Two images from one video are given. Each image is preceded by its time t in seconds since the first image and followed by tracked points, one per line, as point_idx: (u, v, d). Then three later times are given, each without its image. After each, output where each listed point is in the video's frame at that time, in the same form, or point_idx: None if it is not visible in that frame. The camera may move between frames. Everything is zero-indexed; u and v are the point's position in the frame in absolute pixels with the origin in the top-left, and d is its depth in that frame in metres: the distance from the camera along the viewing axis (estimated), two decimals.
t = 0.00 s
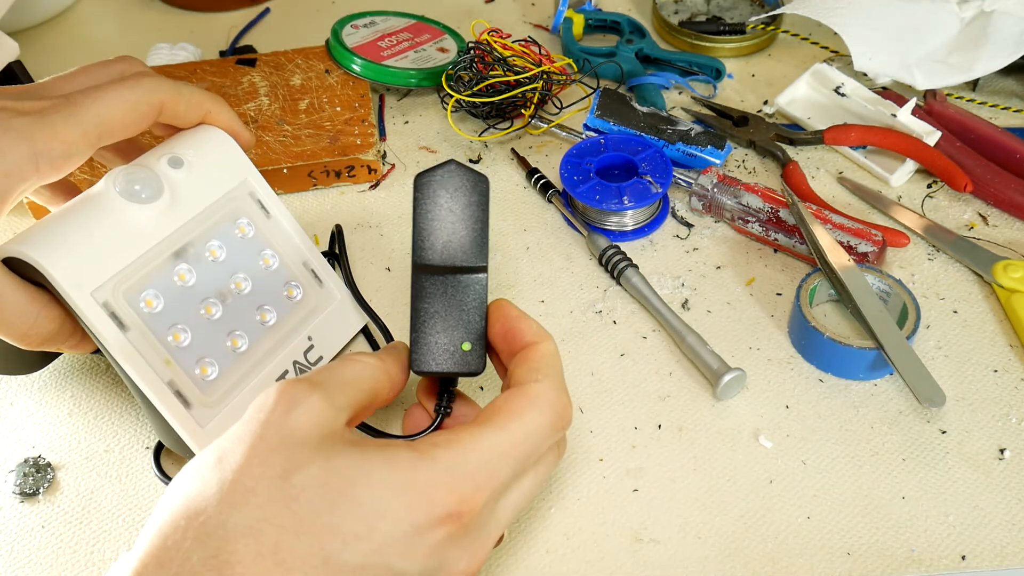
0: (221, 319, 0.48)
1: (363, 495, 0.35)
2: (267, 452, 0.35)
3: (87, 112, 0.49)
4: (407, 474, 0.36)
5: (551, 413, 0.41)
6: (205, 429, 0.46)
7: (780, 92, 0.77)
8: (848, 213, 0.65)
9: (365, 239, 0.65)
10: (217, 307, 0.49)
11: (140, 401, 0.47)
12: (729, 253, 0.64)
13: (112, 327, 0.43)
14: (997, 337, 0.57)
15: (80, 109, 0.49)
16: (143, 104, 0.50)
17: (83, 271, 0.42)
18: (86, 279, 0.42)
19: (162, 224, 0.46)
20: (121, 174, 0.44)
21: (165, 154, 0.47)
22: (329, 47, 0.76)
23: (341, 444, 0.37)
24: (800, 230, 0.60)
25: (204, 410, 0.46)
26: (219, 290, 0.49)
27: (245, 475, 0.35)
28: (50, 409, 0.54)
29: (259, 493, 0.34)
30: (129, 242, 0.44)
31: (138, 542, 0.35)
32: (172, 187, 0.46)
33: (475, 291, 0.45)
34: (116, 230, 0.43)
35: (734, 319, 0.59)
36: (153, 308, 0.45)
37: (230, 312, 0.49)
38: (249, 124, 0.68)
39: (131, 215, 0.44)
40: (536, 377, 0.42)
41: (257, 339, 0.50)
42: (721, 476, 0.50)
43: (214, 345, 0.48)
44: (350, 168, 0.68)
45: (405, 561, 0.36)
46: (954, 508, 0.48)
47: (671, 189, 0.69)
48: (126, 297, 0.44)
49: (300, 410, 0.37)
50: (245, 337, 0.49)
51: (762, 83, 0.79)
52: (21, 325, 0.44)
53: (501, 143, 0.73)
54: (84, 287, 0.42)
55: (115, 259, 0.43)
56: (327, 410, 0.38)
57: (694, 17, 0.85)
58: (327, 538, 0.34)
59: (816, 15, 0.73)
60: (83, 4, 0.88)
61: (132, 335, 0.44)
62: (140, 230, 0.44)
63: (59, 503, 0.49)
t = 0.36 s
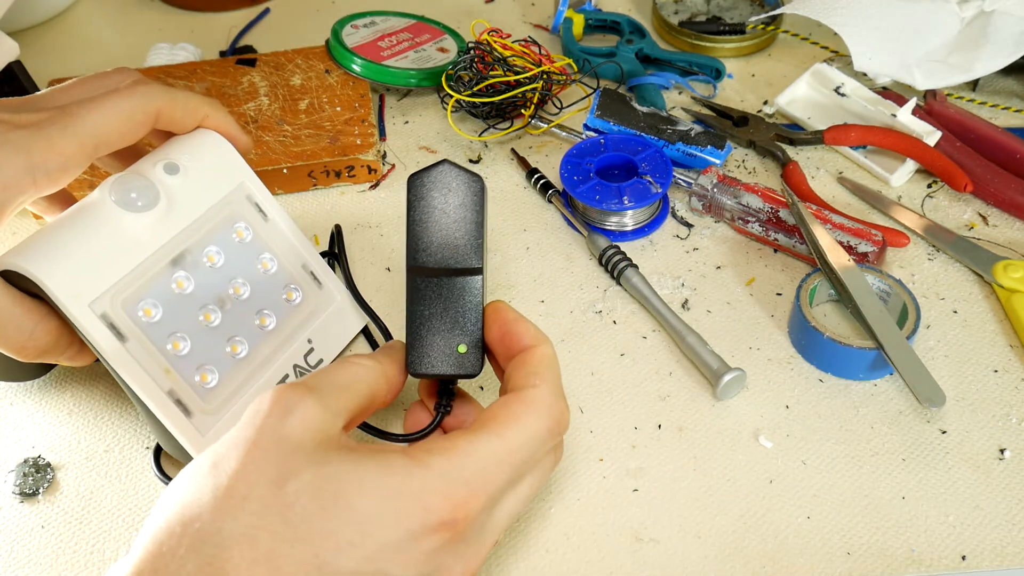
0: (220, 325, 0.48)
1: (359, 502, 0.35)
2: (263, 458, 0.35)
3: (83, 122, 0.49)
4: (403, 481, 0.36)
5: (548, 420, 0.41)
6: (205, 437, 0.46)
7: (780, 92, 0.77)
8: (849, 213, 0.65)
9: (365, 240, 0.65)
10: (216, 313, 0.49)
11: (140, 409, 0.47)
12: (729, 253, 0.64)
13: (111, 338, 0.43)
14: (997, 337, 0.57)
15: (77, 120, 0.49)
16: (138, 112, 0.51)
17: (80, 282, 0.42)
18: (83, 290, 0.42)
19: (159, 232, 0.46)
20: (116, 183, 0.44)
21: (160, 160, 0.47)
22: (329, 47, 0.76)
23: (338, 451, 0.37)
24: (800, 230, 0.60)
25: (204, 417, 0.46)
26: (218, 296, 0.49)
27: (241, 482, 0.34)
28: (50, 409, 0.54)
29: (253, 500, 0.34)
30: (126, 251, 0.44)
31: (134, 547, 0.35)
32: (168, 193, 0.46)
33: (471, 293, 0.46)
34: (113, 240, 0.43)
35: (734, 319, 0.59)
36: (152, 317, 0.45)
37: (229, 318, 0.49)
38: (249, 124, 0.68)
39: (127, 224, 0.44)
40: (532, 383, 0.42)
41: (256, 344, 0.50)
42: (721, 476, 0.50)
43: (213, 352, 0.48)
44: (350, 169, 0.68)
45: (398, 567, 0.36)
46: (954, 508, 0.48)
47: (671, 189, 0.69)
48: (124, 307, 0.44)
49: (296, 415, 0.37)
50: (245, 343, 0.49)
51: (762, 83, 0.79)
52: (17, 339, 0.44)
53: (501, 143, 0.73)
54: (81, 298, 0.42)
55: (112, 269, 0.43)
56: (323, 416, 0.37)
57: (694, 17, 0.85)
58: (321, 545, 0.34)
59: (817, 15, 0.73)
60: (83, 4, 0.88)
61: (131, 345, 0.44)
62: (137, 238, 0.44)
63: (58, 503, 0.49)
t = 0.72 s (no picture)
0: (218, 330, 0.48)
1: (354, 483, 0.35)
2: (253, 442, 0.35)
3: (78, 131, 0.49)
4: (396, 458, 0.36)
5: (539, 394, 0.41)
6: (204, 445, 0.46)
7: (780, 92, 0.77)
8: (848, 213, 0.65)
9: (365, 239, 0.65)
10: (214, 319, 0.48)
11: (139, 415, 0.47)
12: (729, 253, 0.64)
13: (109, 346, 0.43)
14: (997, 337, 0.57)
15: (71, 129, 0.49)
16: (134, 117, 0.50)
17: (76, 291, 0.42)
18: (79, 300, 0.42)
19: (155, 239, 0.46)
20: (111, 192, 0.44)
21: (154, 165, 0.47)
22: (329, 47, 0.76)
23: (329, 432, 0.37)
24: (801, 230, 0.60)
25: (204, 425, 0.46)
26: (215, 302, 0.49)
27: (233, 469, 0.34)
28: (50, 410, 0.54)
29: (247, 487, 0.34)
30: (122, 259, 0.44)
31: (127, 536, 0.35)
32: (163, 199, 0.46)
33: (460, 265, 0.45)
34: (107, 248, 0.43)
35: (734, 319, 0.59)
36: (149, 324, 0.45)
37: (227, 323, 0.49)
38: (249, 124, 0.68)
39: (123, 232, 0.44)
40: (521, 357, 0.42)
41: (255, 349, 0.50)
42: (721, 476, 0.50)
43: (212, 357, 0.48)
44: (350, 168, 0.68)
45: (398, 551, 0.36)
46: (954, 508, 0.48)
47: (671, 189, 0.69)
48: (121, 315, 0.44)
49: (286, 397, 0.36)
50: (243, 348, 0.49)
51: (762, 83, 0.79)
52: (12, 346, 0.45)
53: (501, 143, 0.73)
54: (78, 308, 0.42)
55: (108, 277, 0.43)
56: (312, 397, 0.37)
57: (695, 17, 0.85)
58: (317, 529, 0.34)
59: (817, 15, 0.73)
60: (83, 4, 0.88)
61: (128, 354, 0.44)
62: (133, 246, 0.44)
63: (58, 503, 0.49)
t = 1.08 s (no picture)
0: (250, 139, 0.54)
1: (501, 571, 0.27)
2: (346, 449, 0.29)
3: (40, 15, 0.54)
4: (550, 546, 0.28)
5: (749, 546, 0.31)
6: (290, 210, 0.51)
7: (780, 92, 0.77)
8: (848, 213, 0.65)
9: (364, 240, 0.65)
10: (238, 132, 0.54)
11: (202, 207, 0.52)
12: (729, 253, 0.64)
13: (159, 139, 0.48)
14: (997, 337, 0.57)
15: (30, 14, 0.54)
16: (79, 2, 0.55)
17: (122, 102, 0.48)
18: (127, 109, 0.47)
19: (155, 75, 0.50)
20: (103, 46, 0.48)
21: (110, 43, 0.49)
22: (329, 46, 0.76)
23: (479, 490, 0.29)
24: (801, 230, 0.61)
25: (280, 199, 0.52)
26: (234, 125, 0.54)
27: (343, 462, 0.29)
28: (50, 410, 0.54)
29: (348, 546, 0.27)
30: (135, 90, 0.49)
31: None
32: (153, 85, 0.50)
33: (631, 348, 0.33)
34: (125, 84, 0.49)
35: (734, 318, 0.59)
36: (184, 127, 0.50)
37: (252, 134, 0.54)
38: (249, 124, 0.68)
39: (131, 70, 0.49)
40: (742, 492, 0.32)
41: (286, 147, 0.55)
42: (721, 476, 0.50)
43: (251, 154, 0.53)
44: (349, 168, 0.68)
45: None
46: (954, 507, 0.48)
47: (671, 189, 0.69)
48: (155, 118, 0.49)
49: (522, 393, 0.33)
50: (274, 152, 0.54)
51: (762, 83, 0.79)
52: (54, 199, 0.46)
53: (501, 143, 0.73)
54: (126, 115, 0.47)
55: (138, 119, 0.48)
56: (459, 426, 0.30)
57: (694, 17, 0.85)
58: None
59: (817, 15, 0.73)
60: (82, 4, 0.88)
61: (205, 204, 0.51)
62: (141, 81, 0.49)
63: (58, 503, 0.49)
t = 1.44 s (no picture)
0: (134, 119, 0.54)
1: None
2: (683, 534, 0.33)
3: None
4: None
5: None
6: (152, 200, 0.52)
7: (780, 92, 0.77)
8: (849, 213, 0.65)
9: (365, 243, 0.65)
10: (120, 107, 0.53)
11: (67, 188, 0.51)
12: (729, 253, 0.64)
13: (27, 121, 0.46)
14: (997, 337, 0.57)
15: None
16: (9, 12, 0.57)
17: None
18: None
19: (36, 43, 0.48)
20: None
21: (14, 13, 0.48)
22: (329, 47, 0.76)
23: None
24: (800, 230, 0.60)
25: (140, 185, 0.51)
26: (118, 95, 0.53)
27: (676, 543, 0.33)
28: (50, 409, 0.54)
29: None
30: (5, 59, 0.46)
31: None
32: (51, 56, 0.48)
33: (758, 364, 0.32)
34: None
35: (735, 318, 0.59)
36: (59, 108, 0.48)
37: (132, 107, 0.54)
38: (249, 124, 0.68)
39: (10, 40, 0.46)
40: None
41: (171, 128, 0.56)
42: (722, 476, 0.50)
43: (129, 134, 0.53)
44: (349, 168, 0.67)
45: None
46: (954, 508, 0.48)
47: (671, 189, 0.69)
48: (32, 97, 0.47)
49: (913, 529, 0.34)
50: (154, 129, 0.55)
51: (762, 83, 0.79)
52: None
53: (501, 143, 0.73)
54: None
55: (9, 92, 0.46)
56: (828, 554, 0.33)
57: (695, 17, 0.85)
58: None
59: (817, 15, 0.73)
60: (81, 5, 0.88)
61: (56, 178, 0.51)
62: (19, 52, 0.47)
63: (58, 503, 0.49)
